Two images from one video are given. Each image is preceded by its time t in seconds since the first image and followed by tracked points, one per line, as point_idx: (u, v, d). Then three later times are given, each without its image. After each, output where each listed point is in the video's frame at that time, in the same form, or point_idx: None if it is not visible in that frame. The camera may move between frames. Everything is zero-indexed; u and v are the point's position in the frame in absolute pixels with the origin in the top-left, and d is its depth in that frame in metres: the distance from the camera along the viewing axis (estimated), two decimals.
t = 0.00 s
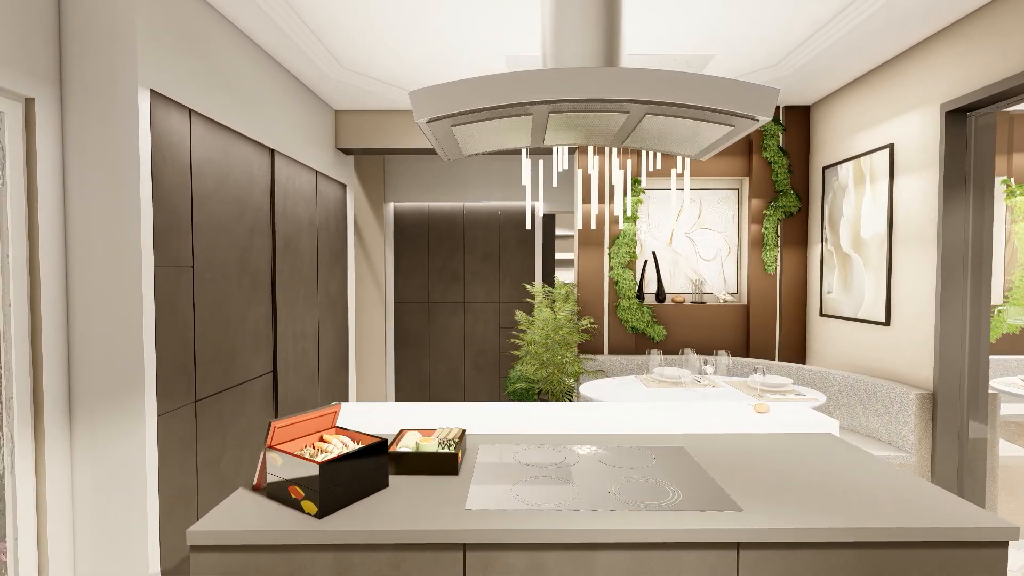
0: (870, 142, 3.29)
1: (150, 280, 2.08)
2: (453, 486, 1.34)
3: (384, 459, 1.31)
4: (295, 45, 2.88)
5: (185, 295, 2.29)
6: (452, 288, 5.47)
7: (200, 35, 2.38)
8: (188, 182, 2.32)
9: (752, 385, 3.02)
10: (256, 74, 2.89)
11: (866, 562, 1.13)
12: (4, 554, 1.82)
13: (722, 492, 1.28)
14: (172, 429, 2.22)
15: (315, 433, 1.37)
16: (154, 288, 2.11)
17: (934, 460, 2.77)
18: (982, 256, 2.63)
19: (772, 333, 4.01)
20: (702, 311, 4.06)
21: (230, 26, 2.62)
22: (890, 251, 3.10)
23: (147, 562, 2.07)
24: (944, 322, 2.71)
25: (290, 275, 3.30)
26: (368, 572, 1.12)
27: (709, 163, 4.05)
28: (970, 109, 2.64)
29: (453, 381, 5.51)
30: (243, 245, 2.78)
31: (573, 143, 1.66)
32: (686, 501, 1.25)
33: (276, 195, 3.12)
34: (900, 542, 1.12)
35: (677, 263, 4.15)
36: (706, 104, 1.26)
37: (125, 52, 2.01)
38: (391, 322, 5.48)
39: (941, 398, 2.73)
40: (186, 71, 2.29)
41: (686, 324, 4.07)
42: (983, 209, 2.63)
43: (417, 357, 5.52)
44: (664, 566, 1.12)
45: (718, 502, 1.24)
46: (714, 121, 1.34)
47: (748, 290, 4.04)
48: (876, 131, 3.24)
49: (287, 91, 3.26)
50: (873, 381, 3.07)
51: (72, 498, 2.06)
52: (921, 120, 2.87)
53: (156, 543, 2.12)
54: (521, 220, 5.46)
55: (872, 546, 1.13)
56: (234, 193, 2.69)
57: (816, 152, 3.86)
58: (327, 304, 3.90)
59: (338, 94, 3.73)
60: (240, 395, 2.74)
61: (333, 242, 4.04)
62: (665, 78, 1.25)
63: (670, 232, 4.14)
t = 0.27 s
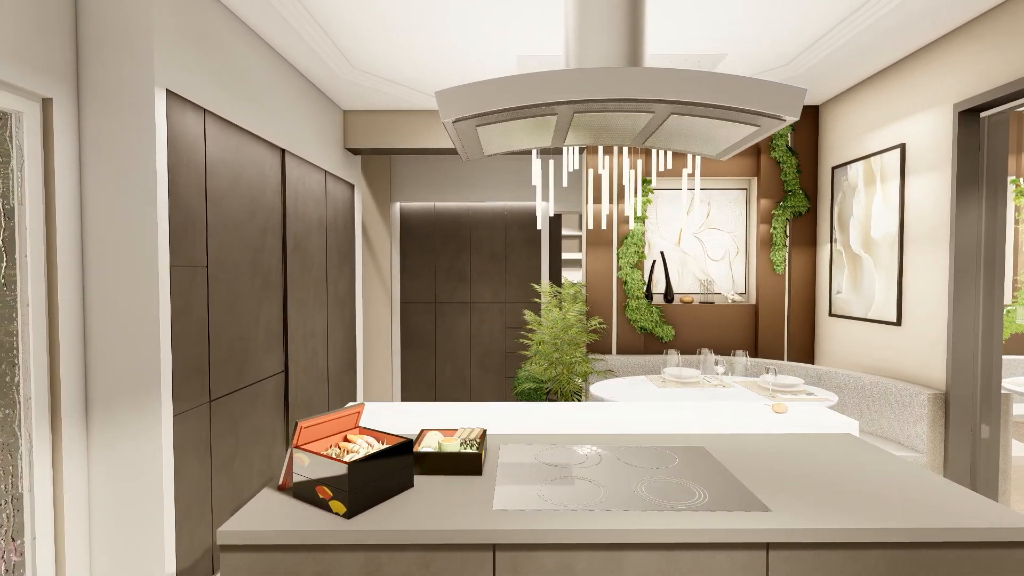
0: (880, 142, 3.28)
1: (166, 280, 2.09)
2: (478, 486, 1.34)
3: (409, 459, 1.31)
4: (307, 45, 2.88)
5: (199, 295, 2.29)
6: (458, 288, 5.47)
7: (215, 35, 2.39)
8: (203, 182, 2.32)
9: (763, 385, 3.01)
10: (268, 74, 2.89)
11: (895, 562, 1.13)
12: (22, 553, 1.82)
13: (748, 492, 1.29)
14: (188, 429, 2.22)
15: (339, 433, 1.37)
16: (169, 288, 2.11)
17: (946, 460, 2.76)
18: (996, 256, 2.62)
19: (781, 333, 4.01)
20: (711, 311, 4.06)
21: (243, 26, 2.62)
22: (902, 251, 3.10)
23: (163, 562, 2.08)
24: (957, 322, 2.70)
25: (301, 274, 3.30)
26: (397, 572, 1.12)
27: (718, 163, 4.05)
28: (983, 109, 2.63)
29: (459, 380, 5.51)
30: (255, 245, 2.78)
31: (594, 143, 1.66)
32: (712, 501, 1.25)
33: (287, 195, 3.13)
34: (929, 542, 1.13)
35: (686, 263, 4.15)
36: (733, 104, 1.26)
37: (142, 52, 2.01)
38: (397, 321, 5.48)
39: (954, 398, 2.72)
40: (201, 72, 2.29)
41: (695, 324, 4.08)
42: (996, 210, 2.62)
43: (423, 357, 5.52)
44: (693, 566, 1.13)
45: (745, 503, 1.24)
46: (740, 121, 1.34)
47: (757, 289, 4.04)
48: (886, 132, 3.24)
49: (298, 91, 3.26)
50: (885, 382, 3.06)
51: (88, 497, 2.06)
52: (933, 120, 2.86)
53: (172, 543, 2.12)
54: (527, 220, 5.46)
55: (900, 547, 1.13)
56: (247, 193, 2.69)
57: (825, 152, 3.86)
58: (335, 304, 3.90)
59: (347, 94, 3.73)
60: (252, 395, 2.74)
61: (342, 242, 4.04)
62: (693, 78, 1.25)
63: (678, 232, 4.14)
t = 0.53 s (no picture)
0: (889, 142, 3.28)
1: (179, 280, 2.09)
2: (499, 486, 1.34)
3: (431, 458, 1.31)
4: (317, 44, 2.88)
5: (211, 294, 2.29)
6: (463, 288, 5.47)
7: (226, 35, 2.39)
8: (215, 182, 2.32)
9: (772, 385, 3.00)
10: (278, 74, 2.89)
11: (919, 562, 1.13)
12: (39, 552, 1.82)
13: (770, 492, 1.29)
14: (200, 428, 2.22)
15: (360, 433, 1.37)
16: (182, 288, 2.11)
17: (958, 460, 2.76)
18: (1007, 255, 2.62)
19: (788, 333, 4.01)
20: (718, 311, 4.07)
21: (253, 26, 2.62)
22: (911, 250, 3.09)
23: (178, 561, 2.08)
24: (968, 322, 2.70)
25: (309, 274, 3.30)
26: (422, 572, 1.12)
27: (725, 162, 4.05)
28: (993, 109, 2.62)
29: (464, 380, 5.51)
30: (266, 245, 2.78)
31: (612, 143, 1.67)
32: (734, 502, 1.25)
33: (296, 195, 3.13)
34: (954, 542, 1.13)
35: (692, 263, 4.15)
36: (757, 104, 1.26)
37: (156, 53, 2.02)
38: (403, 321, 5.48)
39: (965, 397, 2.71)
40: (213, 72, 2.29)
41: (702, 324, 4.08)
42: (1008, 209, 2.61)
43: (429, 356, 5.52)
44: (719, 566, 1.13)
45: (768, 504, 1.23)
46: (762, 121, 1.34)
47: (764, 289, 4.04)
48: (895, 131, 3.23)
49: (307, 91, 3.26)
50: (895, 382, 3.06)
51: (103, 496, 2.06)
52: (943, 119, 2.85)
53: (185, 542, 2.12)
54: (533, 221, 5.46)
55: (924, 546, 1.13)
56: (258, 193, 2.70)
57: (833, 152, 3.86)
58: (343, 305, 3.90)
59: (355, 94, 3.73)
60: (263, 395, 2.74)
61: (349, 242, 4.04)
62: (715, 78, 1.25)
63: (686, 232, 4.15)
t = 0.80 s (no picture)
0: (896, 142, 3.27)
1: (190, 280, 2.09)
2: (517, 486, 1.34)
3: (449, 459, 1.31)
4: (324, 44, 2.88)
5: (221, 294, 2.29)
6: (468, 288, 5.47)
7: (236, 35, 2.39)
8: (224, 182, 2.32)
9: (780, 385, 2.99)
10: (286, 75, 2.89)
11: (939, 562, 1.13)
12: (52, 552, 1.83)
13: (788, 493, 1.29)
14: (211, 429, 2.22)
15: (376, 433, 1.37)
16: (192, 288, 2.11)
17: (966, 461, 2.75)
18: (1017, 255, 2.61)
19: (794, 333, 4.01)
20: (724, 311, 4.07)
21: (262, 26, 2.62)
22: (918, 250, 3.09)
23: (189, 561, 2.08)
24: (977, 322, 2.69)
25: (317, 274, 3.30)
26: (443, 572, 1.12)
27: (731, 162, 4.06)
28: (1003, 109, 2.61)
29: (469, 380, 5.50)
30: (274, 245, 2.78)
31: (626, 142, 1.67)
32: (752, 502, 1.25)
33: (304, 195, 3.13)
34: (974, 542, 1.13)
35: (698, 263, 4.15)
36: (776, 104, 1.26)
37: (168, 53, 2.02)
38: (407, 321, 5.47)
39: (974, 397, 2.71)
40: (223, 72, 2.29)
41: (708, 324, 4.08)
42: (1017, 209, 2.61)
43: (433, 356, 5.52)
44: (740, 567, 1.12)
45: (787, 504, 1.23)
46: (780, 121, 1.35)
47: (770, 289, 4.04)
48: (902, 132, 3.22)
49: (314, 91, 3.26)
50: (903, 382, 3.05)
51: (114, 497, 2.07)
52: (951, 119, 2.85)
53: (196, 542, 2.12)
54: (538, 221, 5.46)
55: (944, 547, 1.13)
56: (267, 193, 2.70)
57: (839, 152, 3.85)
58: (349, 305, 3.90)
59: (361, 94, 3.73)
60: (271, 394, 2.74)
61: (355, 242, 4.04)
62: (734, 78, 1.25)
63: (691, 232, 4.15)
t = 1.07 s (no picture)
0: (902, 142, 3.27)
1: (199, 281, 2.09)
2: (531, 486, 1.34)
3: (462, 458, 1.31)
4: (331, 44, 2.88)
5: (229, 295, 2.29)
6: (471, 288, 5.47)
7: (243, 35, 2.38)
8: (232, 182, 2.32)
9: (785, 385, 2.98)
10: (292, 74, 2.89)
11: (954, 562, 1.13)
12: (62, 552, 1.83)
13: (802, 493, 1.29)
14: (219, 429, 2.23)
15: (390, 433, 1.38)
16: (200, 288, 2.10)
17: (974, 462, 2.75)
18: None
19: (799, 333, 4.02)
20: (728, 311, 4.07)
21: (269, 26, 2.62)
22: (924, 250, 3.08)
23: (198, 561, 2.08)
24: (984, 322, 2.69)
25: (322, 274, 3.30)
26: (459, 572, 1.12)
27: (735, 162, 4.06)
28: (1010, 109, 2.61)
29: (472, 380, 5.50)
30: (281, 245, 2.78)
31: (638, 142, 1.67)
32: (766, 503, 1.25)
33: (309, 195, 3.13)
34: (991, 542, 1.13)
35: (703, 263, 4.15)
36: (790, 104, 1.27)
37: (176, 53, 2.02)
38: (410, 321, 5.47)
39: (981, 397, 2.71)
40: (230, 72, 2.29)
41: (713, 324, 4.08)
42: None
43: (437, 356, 5.52)
44: (756, 567, 1.12)
45: (801, 504, 1.23)
46: (794, 121, 1.35)
47: (775, 290, 4.04)
48: (908, 131, 3.22)
49: (320, 91, 3.26)
50: (910, 382, 3.05)
51: (123, 497, 2.07)
52: (958, 119, 2.84)
53: (205, 542, 2.12)
54: (541, 221, 5.45)
55: (959, 547, 1.13)
56: (273, 193, 2.70)
57: (844, 152, 3.85)
58: (354, 305, 3.91)
59: (366, 94, 3.73)
60: (278, 394, 2.74)
61: (359, 242, 4.04)
62: (749, 78, 1.25)
63: (695, 232, 4.15)
